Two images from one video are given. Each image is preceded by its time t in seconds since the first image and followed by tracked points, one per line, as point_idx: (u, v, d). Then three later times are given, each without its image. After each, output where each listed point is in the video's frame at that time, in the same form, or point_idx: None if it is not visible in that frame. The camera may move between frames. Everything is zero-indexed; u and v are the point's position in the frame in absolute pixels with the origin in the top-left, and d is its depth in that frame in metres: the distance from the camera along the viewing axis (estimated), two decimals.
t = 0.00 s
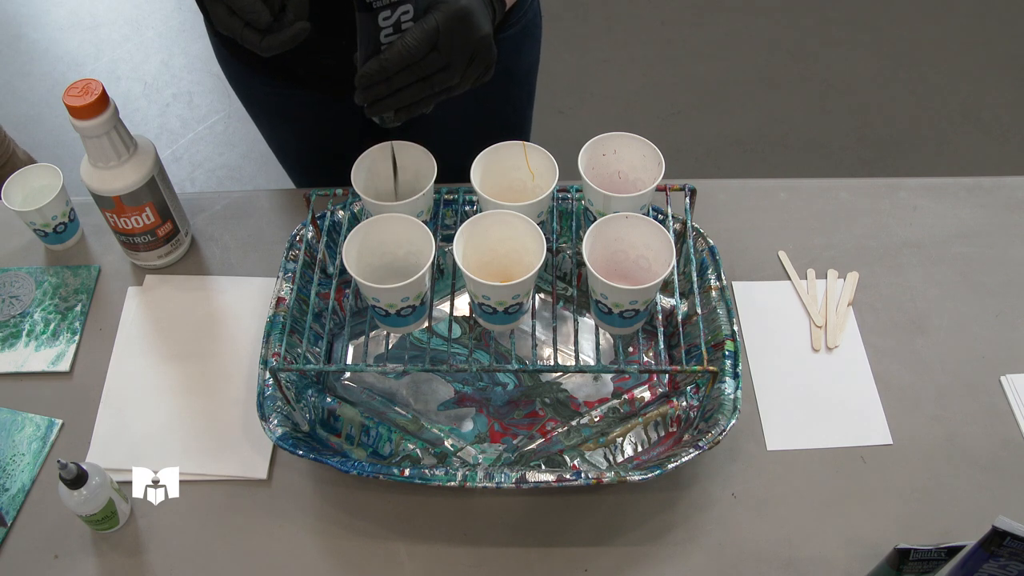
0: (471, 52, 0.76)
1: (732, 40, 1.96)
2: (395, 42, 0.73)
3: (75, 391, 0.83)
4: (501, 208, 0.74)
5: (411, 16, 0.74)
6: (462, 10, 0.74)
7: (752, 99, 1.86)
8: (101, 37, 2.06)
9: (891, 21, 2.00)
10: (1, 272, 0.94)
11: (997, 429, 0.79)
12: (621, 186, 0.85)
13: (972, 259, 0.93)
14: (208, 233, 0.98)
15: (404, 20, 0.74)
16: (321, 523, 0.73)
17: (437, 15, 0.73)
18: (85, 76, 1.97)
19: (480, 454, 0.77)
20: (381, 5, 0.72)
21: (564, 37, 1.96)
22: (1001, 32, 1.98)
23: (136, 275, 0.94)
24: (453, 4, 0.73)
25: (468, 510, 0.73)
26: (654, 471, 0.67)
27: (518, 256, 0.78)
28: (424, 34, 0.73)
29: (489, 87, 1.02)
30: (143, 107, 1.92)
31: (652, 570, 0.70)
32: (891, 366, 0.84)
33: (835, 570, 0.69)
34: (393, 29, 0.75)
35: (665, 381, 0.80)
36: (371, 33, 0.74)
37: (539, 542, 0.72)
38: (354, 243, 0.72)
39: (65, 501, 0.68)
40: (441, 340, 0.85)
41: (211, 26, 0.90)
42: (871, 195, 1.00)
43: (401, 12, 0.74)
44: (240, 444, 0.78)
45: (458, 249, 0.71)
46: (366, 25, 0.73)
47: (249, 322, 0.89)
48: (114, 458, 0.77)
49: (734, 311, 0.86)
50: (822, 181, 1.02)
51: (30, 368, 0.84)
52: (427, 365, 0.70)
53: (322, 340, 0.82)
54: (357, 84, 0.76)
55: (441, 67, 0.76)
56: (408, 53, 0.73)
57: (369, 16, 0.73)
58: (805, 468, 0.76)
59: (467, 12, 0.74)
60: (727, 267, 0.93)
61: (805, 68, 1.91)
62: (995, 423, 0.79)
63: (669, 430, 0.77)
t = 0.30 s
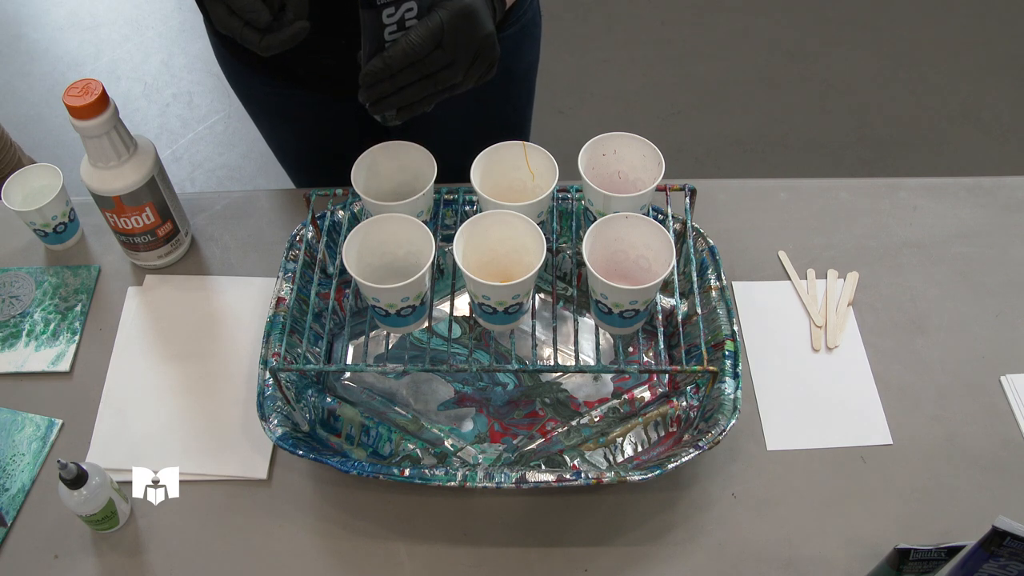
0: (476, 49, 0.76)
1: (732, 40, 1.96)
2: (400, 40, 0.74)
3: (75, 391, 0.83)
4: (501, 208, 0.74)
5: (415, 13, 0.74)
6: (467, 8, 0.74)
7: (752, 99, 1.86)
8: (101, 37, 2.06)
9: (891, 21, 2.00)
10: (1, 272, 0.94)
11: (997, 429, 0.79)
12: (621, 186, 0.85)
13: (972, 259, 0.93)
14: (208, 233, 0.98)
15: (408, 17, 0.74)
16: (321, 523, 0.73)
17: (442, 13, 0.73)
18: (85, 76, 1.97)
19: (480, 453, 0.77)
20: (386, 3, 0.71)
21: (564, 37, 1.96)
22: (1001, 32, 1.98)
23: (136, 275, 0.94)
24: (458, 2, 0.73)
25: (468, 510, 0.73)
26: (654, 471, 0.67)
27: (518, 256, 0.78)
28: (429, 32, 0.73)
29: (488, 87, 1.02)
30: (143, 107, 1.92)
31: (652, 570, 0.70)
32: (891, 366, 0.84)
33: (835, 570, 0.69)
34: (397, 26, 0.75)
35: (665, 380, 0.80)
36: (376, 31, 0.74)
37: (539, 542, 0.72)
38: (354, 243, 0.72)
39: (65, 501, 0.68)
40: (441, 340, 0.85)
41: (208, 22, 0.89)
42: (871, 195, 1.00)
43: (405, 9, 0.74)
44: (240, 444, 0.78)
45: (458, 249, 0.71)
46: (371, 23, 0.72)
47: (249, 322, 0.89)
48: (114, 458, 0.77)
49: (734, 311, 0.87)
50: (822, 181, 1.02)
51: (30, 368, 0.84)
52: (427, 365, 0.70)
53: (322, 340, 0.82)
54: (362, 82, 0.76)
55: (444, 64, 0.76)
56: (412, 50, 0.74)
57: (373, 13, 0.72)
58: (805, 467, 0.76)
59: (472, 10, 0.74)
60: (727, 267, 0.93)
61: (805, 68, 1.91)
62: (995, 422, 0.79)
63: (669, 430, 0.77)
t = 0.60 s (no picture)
0: (478, 47, 0.77)
1: (732, 40, 1.96)
2: (402, 38, 0.73)
3: (75, 391, 0.83)
4: (501, 208, 0.74)
5: (417, 12, 0.74)
6: (469, 7, 0.74)
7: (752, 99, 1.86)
8: (101, 37, 2.06)
9: (890, 21, 2.00)
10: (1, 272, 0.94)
11: (997, 429, 0.79)
12: (621, 186, 0.85)
13: (972, 259, 0.93)
14: (208, 233, 0.98)
15: (409, 16, 0.74)
16: (321, 523, 0.73)
17: (444, 12, 0.73)
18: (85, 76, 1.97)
19: (480, 453, 0.77)
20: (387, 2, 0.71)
21: (564, 37, 1.96)
22: (1001, 33, 1.98)
23: (136, 275, 0.94)
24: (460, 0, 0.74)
25: (468, 510, 0.73)
26: (654, 471, 0.67)
27: (518, 256, 0.78)
28: (431, 31, 0.73)
29: (488, 86, 1.02)
30: (143, 107, 1.92)
31: (653, 570, 0.70)
32: (891, 366, 0.84)
33: (835, 570, 0.69)
34: (398, 26, 0.74)
35: (665, 381, 0.80)
36: (378, 29, 0.73)
37: (539, 542, 0.72)
38: (354, 243, 0.72)
39: (65, 501, 0.68)
40: (441, 340, 0.85)
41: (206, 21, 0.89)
42: (871, 195, 1.00)
43: (407, 8, 0.73)
44: (240, 444, 0.78)
45: (458, 249, 0.71)
46: (373, 21, 0.72)
47: (249, 322, 0.89)
48: (114, 458, 0.77)
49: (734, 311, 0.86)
50: (822, 181, 1.02)
51: (30, 368, 0.84)
52: (427, 365, 0.70)
53: (322, 340, 0.82)
54: (363, 81, 0.75)
55: (446, 63, 0.76)
56: (415, 49, 0.73)
57: (375, 12, 0.71)
58: (805, 468, 0.76)
59: (474, 9, 0.75)
60: (727, 267, 0.93)
61: (805, 68, 1.91)
62: (995, 423, 0.79)
63: (669, 430, 0.77)
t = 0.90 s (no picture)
0: (476, 45, 0.77)
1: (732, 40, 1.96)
2: (400, 36, 0.72)
3: (75, 391, 0.83)
4: (501, 208, 0.74)
5: (415, 9, 0.73)
6: (468, 4, 0.74)
7: (752, 99, 1.86)
8: (101, 37, 2.06)
9: (891, 21, 2.00)
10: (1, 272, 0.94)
11: (997, 429, 0.79)
12: (621, 186, 0.85)
13: (972, 259, 0.93)
14: (208, 233, 0.98)
15: (408, 13, 0.73)
16: (321, 523, 0.73)
17: (442, 10, 0.73)
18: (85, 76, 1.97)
19: (480, 453, 0.77)
20: None
21: (564, 37, 1.96)
22: (1001, 33, 1.98)
23: (136, 275, 0.94)
24: None
25: (468, 510, 0.73)
26: (654, 471, 0.67)
27: (518, 256, 0.78)
28: (430, 28, 0.72)
29: (488, 86, 1.02)
30: (143, 107, 1.92)
31: (653, 570, 0.70)
32: (891, 366, 0.84)
33: (835, 570, 0.69)
34: (397, 23, 0.73)
35: (665, 381, 0.80)
36: (376, 27, 0.71)
37: (539, 542, 0.72)
38: (354, 243, 0.72)
39: (65, 501, 0.68)
40: (442, 340, 0.85)
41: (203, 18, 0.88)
42: (871, 196, 1.00)
43: (405, 5, 0.72)
44: (240, 444, 0.78)
45: (458, 249, 0.71)
46: (371, 19, 0.70)
47: (249, 322, 0.89)
48: (114, 458, 0.77)
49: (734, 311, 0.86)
50: (822, 181, 1.02)
51: (30, 368, 0.84)
52: (427, 365, 0.70)
53: (322, 340, 0.82)
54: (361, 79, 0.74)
55: (445, 61, 0.76)
56: (413, 47, 0.73)
57: (373, 10, 0.70)
58: (805, 468, 0.76)
59: (472, 6, 0.74)
60: (727, 267, 0.93)
61: (805, 68, 1.91)
62: (995, 423, 0.79)
63: (669, 430, 0.77)
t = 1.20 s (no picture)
0: (485, 36, 0.76)
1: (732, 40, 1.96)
2: (413, 27, 0.73)
3: (75, 391, 0.83)
4: (501, 208, 0.74)
5: None
6: None
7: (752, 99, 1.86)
8: (101, 37, 2.06)
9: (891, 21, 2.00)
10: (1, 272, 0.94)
11: (997, 429, 0.79)
12: (621, 186, 0.85)
13: (972, 259, 0.93)
14: (208, 233, 0.98)
15: (421, 4, 0.73)
16: (321, 523, 0.73)
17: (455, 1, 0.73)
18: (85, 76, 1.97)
19: (480, 453, 0.77)
20: None
21: (564, 37, 1.96)
22: (1001, 33, 1.98)
23: (136, 275, 0.94)
24: None
25: (468, 510, 0.73)
26: (654, 471, 0.67)
27: (518, 256, 0.78)
28: (442, 18, 0.73)
29: (488, 86, 1.02)
30: (143, 107, 1.92)
31: (653, 570, 0.70)
32: (891, 366, 0.84)
33: (835, 570, 0.69)
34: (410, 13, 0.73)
35: (665, 380, 0.80)
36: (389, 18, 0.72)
37: (539, 542, 0.72)
38: (354, 243, 0.72)
39: (65, 501, 0.68)
40: (441, 340, 0.85)
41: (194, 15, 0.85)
42: (871, 196, 1.00)
43: None
44: (240, 444, 0.78)
45: (458, 249, 0.71)
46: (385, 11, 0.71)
47: (249, 322, 0.89)
48: (114, 458, 0.77)
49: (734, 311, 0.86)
50: (822, 181, 1.02)
51: (30, 368, 0.84)
52: (427, 365, 0.70)
53: (322, 340, 0.82)
54: (371, 68, 0.75)
55: (454, 53, 0.77)
56: (425, 38, 0.73)
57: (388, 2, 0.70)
58: (805, 467, 0.76)
59: None
60: (727, 267, 0.93)
61: (805, 68, 1.91)
62: (995, 423, 0.79)
63: (669, 430, 0.77)
